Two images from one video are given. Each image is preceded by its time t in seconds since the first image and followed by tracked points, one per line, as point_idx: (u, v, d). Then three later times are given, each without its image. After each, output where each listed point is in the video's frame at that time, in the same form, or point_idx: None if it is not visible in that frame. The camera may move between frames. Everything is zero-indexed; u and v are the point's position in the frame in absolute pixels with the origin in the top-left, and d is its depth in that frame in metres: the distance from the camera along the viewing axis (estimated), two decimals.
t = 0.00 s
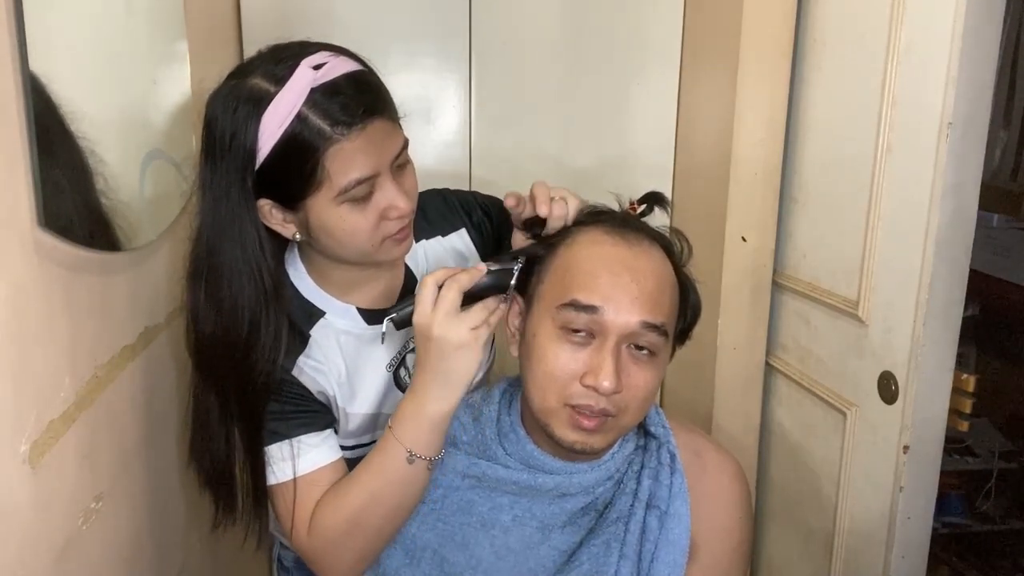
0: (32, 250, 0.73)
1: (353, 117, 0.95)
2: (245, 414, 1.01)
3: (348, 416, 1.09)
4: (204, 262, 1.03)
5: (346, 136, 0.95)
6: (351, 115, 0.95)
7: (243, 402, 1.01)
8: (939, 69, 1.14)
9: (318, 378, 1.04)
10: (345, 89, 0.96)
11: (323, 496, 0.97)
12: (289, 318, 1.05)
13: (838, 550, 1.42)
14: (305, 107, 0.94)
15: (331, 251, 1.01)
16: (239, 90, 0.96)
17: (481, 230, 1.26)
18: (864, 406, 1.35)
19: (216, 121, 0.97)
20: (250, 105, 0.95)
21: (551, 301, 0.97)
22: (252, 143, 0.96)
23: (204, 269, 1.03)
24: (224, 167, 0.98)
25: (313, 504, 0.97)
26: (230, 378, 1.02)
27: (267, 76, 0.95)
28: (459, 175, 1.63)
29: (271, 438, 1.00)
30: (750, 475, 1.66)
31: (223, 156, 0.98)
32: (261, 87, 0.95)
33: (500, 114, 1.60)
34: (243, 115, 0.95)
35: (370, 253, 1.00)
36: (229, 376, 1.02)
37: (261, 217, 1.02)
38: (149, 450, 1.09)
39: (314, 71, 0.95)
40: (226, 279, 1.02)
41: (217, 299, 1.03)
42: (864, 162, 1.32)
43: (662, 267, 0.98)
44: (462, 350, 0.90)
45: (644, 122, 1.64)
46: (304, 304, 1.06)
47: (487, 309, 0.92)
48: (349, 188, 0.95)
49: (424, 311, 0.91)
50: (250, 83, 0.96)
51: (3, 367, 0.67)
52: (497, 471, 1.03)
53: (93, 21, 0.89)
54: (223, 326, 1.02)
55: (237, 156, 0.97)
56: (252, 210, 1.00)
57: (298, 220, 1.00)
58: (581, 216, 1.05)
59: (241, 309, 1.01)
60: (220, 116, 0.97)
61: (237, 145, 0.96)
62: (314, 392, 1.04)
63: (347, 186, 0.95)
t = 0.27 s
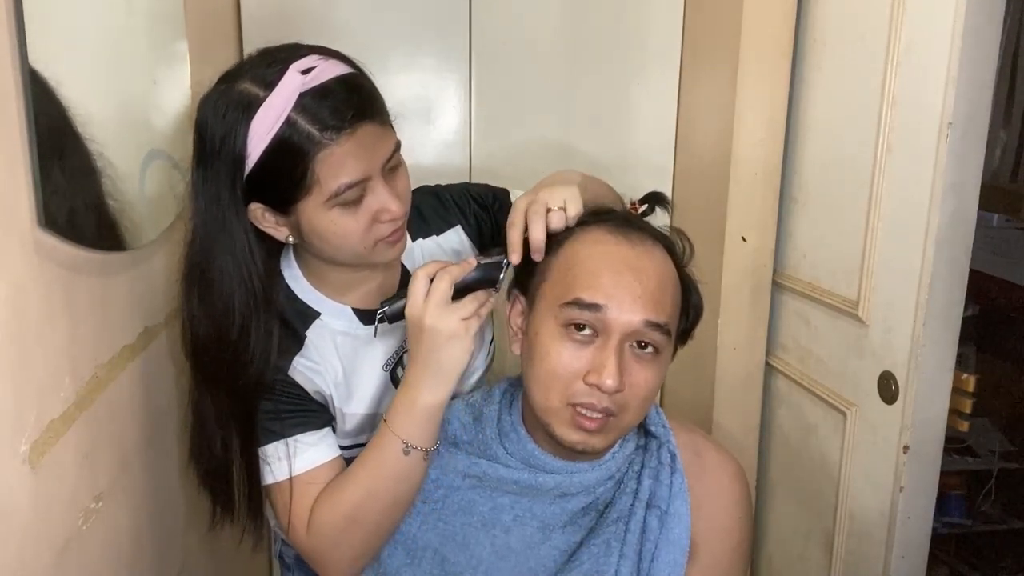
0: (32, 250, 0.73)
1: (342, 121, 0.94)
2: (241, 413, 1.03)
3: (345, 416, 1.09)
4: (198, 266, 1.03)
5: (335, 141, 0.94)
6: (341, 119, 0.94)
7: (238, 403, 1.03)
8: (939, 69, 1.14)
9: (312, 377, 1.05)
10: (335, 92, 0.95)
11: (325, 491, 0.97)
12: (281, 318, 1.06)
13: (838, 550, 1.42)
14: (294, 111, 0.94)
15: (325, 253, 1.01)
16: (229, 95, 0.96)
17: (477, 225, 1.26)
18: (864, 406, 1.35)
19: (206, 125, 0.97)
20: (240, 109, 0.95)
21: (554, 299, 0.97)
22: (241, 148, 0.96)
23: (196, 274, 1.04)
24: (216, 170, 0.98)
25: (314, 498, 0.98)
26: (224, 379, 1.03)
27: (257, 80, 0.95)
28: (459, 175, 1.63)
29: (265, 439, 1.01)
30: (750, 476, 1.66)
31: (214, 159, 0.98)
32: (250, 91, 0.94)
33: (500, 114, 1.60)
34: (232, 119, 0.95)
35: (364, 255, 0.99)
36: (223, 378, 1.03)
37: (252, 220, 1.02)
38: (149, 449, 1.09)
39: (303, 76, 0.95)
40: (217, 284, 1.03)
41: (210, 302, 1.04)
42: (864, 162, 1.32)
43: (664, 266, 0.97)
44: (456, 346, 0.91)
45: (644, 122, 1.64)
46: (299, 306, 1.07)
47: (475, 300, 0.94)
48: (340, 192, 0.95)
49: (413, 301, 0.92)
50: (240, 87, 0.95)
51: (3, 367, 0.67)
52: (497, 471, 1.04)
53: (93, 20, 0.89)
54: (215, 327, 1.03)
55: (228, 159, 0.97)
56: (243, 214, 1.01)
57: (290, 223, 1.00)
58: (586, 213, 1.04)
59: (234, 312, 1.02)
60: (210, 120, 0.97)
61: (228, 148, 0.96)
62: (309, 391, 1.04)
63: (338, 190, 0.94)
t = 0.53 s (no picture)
0: (32, 250, 0.73)
1: (349, 119, 0.95)
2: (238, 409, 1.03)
3: (344, 415, 1.09)
4: (199, 265, 1.03)
5: (341, 139, 0.94)
6: (347, 117, 0.94)
7: (235, 400, 1.03)
8: (939, 69, 1.14)
9: (313, 378, 1.05)
10: (341, 91, 0.95)
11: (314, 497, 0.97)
12: (281, 316, 1.06)
13: (838, 550, 1.42)
14: (300, 109, 0.94)
15: (329, 251, 1.01)
16: (235, 92, 0.96)
17: (482, 227, 1.26)
18: (864, 406, 1.35)
19: (213, 121, 0.97)
20: (246, 106, 0.95)
21: (557, 299, 0.97)
22: (248, 145, 0.96)
23: (198, 272, 1.03)
24: (221, 166, 0.98)
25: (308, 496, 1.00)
26: (223, 376, 1.03)
27: (263, 78, 0.95)
28: (459, 175, 1.63)
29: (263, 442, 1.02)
30: (750, 476, 1.66)
31: (220, 156, 0.98)
32: (257, 89, 0.94)
33: (500, 114, 1.60)
34: (239, 116, 0.95)
35: (368, 253, 0.99)
36: (223, 375, 1.03)
37: (257, 217, 1.01)
38: (149, 449, 1.09)
39: (310, 74, 0.95)
40: (219, 279, 1.03)
41: (210, 298, 1.03)
42: (864, 162, 1.32)
43: (666, 266, 0.97)
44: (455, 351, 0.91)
45: (644, 122, 1.64)
46: (302, 306, 1.07)
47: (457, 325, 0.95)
48: (345, 190, 0.95)
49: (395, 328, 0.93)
50: (246, 84, 0.95)
51: (3, 368, 0.67)
52: (498, 469, 1.04)
53: (93, 20, 0.89)
54: (215, 323, 1.03)
55: (234, 157, 0.97)
56: (248, 210, 1.00)
57: (295, 222, 1.00)
58: (590, 213, 1.04)
59: (234, 310, 1.02)
60: (217, 117, 0.97)
61: (234, 145, 0.96)
62: (309, 392, 1.05)
63: (344, 188, 0.95)
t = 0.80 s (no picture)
0: (32, 250, 0.73)
1: (353, 123, 0.94)
2: (247, 408, 1.04)
3: (344, 415, 1.10)
4: (205, 265, 1.04)
5: (345, 142, 0.94)
6: (351, 121, 0.94)
7: (243, 399, 1.04)
8: (939, 69, 1.14)
9: (314, 381, 1.05)
10: (345, 94, 0.95)
11: (317, 506, 0.98)
12: (287, 315, 1.05)
13: (838, 550, 1.42)
14: (305, 112, 0.94)
15: (332, 254, 1.01)
16: (241, 94, 0.96)
17: (485, 229, 1.26)
18: (864, 406, 1.35)
19: (218, 123, 0.97)
20: (251, 108, 0.95)
21: (556, 297, 0.97)
22: (252, 148, 0.96)
23: (204, 271, 1.04)
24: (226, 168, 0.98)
25: (312, 499, 1.00)
26: (232, 373, 1.04)
27: (268, 80, 0.95)
28: (459, 175, 1.63)
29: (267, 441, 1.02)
30: (749, 475, 1.66)
31: (225, 157, 0.98)
32: (263, 93, 0.94)
33: (500, 114, 1.60)
34: (244, 118, 0.95)
35: (371, 255, 0.99)
36: (232, 374, 1.04)
37: (262, 219, 1.02)
38: (150, 449, 1.09)
39: (315, 77, 0.95)
40: (225, 278, 1.03)
41: (218, 297, 1.04)
42: (864, 162, 1.32)
43: (665, 265, 0.97)
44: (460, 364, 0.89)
45: (644, 122, 1.64)
46: (304, 306, 1.06)
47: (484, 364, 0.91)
48: (348, 193, 0.95)
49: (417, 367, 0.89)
50: (251, 86, 0.96)
51: (3, 368, 0.67)
52: (497, 468, 1.04)
53: (93, 21, 0.89)
54: (223, 323, 1.04)
55: (239, 159, 0.97)
56: (253, 212, 1.01)
57: (298, 223, 1.00)
58: (589, 213, 1.04)
59: (242, 311, 1.02)
60: (223, 119, 0.97)
61: (239, 147, 0.96)
62: (310, 396, 1.05)
63: (347, 191, 0.95)
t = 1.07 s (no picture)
0: (32, 250, 0.73)
1: (361, 121, 0.95)
2: (250, 407, 1.03)
3: (347, 415, 1.09)
4: (210, 263, 1.03)
5: (353, 140, 0.94)
6: (359, 119, 0.94)
7: (246, 399, 1.03)
8: (939, 69, 1.14)
9: (319, 378, 1.05)
10: (353, 93, 0.95)
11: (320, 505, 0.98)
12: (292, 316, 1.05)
13: (838, 550, 1.42)
14: (313, 110, 0.94)
15: (337, 252, 1.01)
16: (249, 91, 0.96)
17: (489, 230, 1.26)
18: (864, 406, 1.35)
19: (226, 120, 0.97)
20: (259, 106, 0.95)
21: (554, 298, 0.97)
22: (259, 145, 0.96)
23: (210, 269, 1.04)
24: (232, 166, 0.98)
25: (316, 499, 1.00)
26: (233, 372, 1.03)
27: (277, 78, 0.95)
28: (459, 175, 1.63)
29: (272, 439, 1.02)
30: (749, 475, 1.66)
31: (232, 155, 0.98)
32: (272, 90, 0.94)
33: (501, 114, 1.60)
34: (252, 115, 0.95)
35: (376, 254, 0.99)
36: (236, 374, 1.03)
37: (268, 217, 1.02)
38: (150, 449, 1.09)
39: (323, 75, 0.95)
40: (231, 277, 1.03)
41: (222, 294, 1.03)
42: (865, 162, 1.32)
43: (665, 266, 0.97)
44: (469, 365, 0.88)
45: (644, 122, 1.64)
46: (308, 304, 1.06)
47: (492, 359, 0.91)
48: (355, 191, 0.95)
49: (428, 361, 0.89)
50: (260, 84, 0.95)
51: (3, 368, 0.67)
52: (497, 469, 1.04)
53: (93, 20, 0.89)
54: (228, 322, 1.03)
55: (246, 156, 0.97)
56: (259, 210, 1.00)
57: (304, 221, 1.00)
58: (589, 213, 1.04)
59: (247, 310, 1.02)
60: (230, 116, 0.97)
61: (246, 145, 0.96)
62: (315, 393, 1.05)
63: (354, 189, 0.95)
